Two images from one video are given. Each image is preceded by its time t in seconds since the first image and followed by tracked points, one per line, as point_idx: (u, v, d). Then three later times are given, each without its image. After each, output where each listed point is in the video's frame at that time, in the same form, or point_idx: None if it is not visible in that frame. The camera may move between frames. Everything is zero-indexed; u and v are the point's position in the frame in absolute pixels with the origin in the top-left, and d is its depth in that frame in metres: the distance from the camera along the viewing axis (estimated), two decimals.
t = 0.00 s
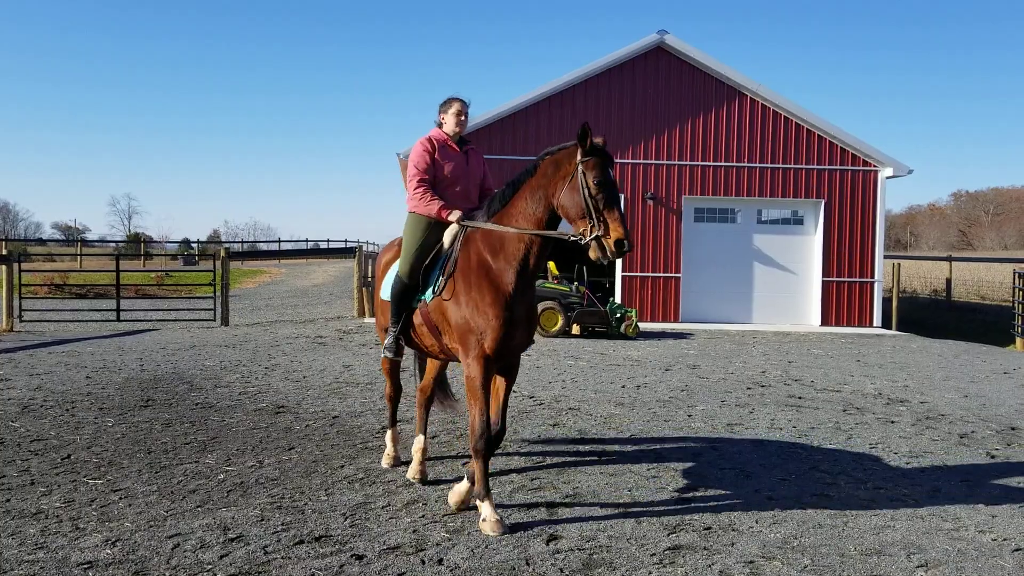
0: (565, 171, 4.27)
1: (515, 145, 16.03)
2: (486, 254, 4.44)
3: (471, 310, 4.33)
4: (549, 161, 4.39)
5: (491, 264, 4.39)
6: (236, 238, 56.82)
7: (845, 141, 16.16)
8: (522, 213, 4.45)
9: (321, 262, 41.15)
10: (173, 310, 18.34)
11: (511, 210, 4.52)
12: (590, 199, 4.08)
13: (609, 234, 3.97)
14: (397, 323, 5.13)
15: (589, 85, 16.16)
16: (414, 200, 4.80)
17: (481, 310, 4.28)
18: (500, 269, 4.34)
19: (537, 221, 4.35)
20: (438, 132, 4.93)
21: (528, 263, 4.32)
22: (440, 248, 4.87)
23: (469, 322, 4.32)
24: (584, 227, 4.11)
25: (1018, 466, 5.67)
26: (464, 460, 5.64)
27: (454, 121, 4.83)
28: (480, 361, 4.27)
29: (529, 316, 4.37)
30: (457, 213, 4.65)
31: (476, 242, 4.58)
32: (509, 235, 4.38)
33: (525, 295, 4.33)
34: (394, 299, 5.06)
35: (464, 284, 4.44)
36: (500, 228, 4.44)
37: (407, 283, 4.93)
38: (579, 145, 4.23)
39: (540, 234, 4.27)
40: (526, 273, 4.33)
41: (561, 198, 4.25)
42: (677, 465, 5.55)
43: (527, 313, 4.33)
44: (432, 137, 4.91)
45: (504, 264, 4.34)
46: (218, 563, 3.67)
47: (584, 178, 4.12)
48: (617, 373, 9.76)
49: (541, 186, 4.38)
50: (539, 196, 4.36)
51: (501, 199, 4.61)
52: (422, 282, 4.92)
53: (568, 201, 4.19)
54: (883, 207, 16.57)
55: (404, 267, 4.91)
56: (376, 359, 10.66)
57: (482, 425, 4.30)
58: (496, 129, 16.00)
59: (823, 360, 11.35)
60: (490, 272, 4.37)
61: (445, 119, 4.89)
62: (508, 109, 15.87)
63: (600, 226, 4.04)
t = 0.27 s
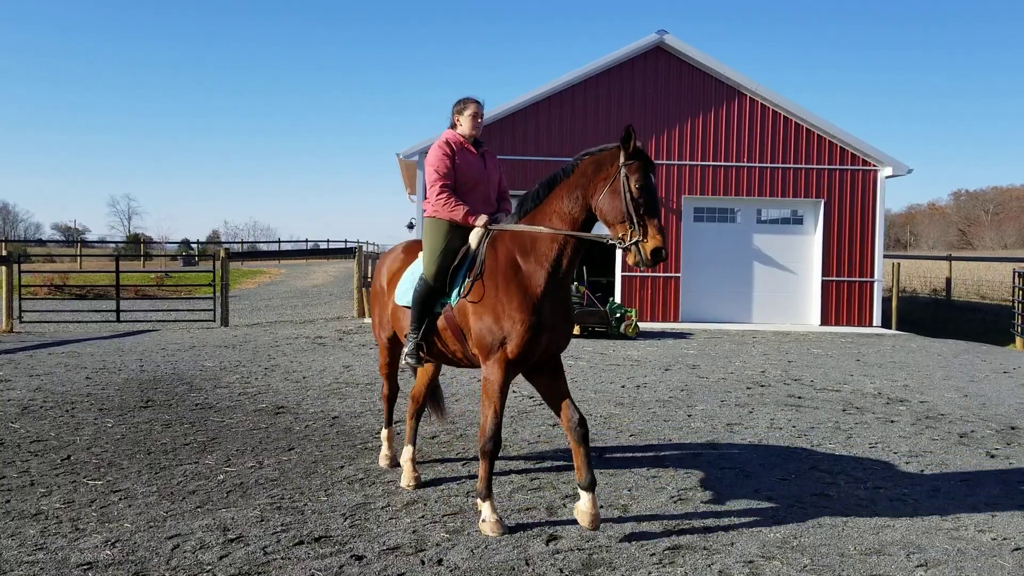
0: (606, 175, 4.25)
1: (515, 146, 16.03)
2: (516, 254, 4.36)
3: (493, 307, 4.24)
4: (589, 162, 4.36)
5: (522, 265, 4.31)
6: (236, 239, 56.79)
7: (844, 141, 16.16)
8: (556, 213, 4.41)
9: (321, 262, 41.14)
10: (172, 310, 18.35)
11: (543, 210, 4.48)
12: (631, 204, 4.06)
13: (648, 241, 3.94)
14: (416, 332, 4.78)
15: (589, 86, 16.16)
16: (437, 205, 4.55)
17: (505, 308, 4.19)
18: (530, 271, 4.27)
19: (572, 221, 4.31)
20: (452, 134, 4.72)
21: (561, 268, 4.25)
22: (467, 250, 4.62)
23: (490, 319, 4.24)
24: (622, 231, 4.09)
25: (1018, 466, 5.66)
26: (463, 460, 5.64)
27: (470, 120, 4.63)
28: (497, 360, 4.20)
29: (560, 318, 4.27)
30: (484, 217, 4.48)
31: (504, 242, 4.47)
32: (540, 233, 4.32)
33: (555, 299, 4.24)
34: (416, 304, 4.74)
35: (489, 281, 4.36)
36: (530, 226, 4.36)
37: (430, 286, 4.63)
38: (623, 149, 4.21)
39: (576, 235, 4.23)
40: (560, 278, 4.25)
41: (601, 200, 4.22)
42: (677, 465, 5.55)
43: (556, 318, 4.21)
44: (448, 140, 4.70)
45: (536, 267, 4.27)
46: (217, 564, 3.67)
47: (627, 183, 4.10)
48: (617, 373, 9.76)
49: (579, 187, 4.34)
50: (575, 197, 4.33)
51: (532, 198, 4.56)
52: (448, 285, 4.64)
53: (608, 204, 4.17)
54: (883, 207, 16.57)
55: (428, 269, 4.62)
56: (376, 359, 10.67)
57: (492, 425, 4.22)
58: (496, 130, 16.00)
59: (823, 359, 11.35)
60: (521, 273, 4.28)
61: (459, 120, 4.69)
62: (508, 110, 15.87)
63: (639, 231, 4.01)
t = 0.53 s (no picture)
0: (642, 170, 4.09)
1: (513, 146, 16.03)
2: (550, 257, 4.24)
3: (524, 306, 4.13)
4: (622, 158, 4.20)
5: (555, 268, 4.20)
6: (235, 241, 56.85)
7: (843, 140, 16.15)
8: (592, 212, 4.23)
9: (321, 263, 41.16)
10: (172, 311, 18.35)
11: (577, 210, 4.31)
12: (673, 198, 3.93)
13: (695, 235, 3.83)
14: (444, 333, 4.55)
15: (588, 85, 16.16)
16: (465, 201, 4.42)
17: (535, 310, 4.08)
18: (564, 274, 4.16)
19: (609, 221, 4.14)
20: (473, 129, 4.60)
21: (600, 272, 4.13)
22: (499, 248, 4.47)
23: (518, 319, 4.13)
24: (666, 228, 3.96)
25: (1018, 465, 5.66)
26: (464, 460, 5.65)
27: (493, 113, 4.53)
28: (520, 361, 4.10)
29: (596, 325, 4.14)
30: (516, 213, 4.37)
31: (538, 245, 4.33)
32: (579, 238, 4.17)
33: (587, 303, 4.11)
34: (444, 305, 4.51)
35: (522, 280, 4.23)
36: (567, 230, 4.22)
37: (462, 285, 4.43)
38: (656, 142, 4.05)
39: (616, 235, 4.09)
40: (597, 283, 4.14)
41: (639, 198, 4.07)
42: (677, 465, 5.55)
43: (590, 323, 4.10)
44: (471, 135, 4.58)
45: (573, 271, 4.14)
46: (218, 564, 3.67)
47: (665, 177, 3.96)
48: (617, 373, 9.78)
49: (612, 185, 4.18)
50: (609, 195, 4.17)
51: (564, 200, 4.38)
52: (480, 283, 4.44)
53: (648, 201, 4.02)
54: (882, 206, 16.57)
55: (460, 267, 4.43)
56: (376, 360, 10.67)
57: (506, 426, 4.16)
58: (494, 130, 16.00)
59: (822, 359, 11.35)
60: (553, 276, 4.18)
61: (483, 114, 4.58)
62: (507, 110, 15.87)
63: (683, 225, 3.90)
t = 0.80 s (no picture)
0: (690, 175, 4.04)
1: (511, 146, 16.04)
2: (594, 260, 4.10)
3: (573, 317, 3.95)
4: (670, 161, 4.13)
5: (601, 271, 4.06)
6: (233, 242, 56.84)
7: (840, 140, 16.16)
8: (634, 215, 4.16)
9: (319, 264, 41.16)
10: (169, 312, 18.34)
11: (619, 213, 4.24)
12: (722, 205, 3.91)
13: (742, 242, 3.82)
14: (478, 340, 4.31)
15: (585, 86, 16.16)
16: (500, 205, 4.26)
17: (590, 317, 3.90)
18: (611, 276, 4.03)
19: (652, 224, 4.08)
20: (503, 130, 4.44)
21: (645, 272, 4.03)
22: (534, 252, 4.29)
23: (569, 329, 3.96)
24: (710, 234, 3.93)
25: (1016, 464, 5.67)
26: (462, 461, 5.66)
27: (524, 112, 4.37)
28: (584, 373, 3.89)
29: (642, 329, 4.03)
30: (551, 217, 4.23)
31: (577, 247, 4.20)
32: (622, 239, 4.08)
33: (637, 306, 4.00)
34: (479, 311, 4.26)
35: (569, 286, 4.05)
36: (608, 232, 4.13)
37: (500, 291, 4.20)
38: (706, 147, 4.01)
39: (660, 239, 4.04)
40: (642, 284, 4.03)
41: (686, 203, 4.02)
42: (674, 465, 5.56)
43: (639, 326, 3.99)
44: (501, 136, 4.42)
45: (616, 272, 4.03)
46: (215, 567, 3.68)
47: (714, 183, 3.94)
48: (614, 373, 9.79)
49: (656, 188, 4.12)
50: (654, 198, 4.11)
51: (604, 202, 4.31)
52: (518, 289, 4.24)
53: (695, 207, 3.98)
54: (879, 206, 16.58)
55: (499, 272, 4.21)
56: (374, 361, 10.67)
57: (597, 438, 3.84)
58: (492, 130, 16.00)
59: (820, 359, 11.36)
60: (601, 279, 4.03)
61: (512, 114, 4.43)
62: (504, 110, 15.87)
63: (730, 232, 3.88)
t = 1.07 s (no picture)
0: (742, 174, 4.10)
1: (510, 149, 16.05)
2: (646, 262, 4.09)
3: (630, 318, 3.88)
4: (719, 160, 4.16)
5: (654, 273, 4.05)
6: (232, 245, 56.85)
7: (838, 142, 16.14)
8: (683, 212, 4.18)
9: (318, 267, 41.15)
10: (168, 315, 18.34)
11: (666, 210, 4.24)
12: (773, 206, 4.02)
13: (793, 244, 3.97)
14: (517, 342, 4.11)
15: (584, 89, 16.17)
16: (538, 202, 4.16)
17: (649, 319, 3.85)
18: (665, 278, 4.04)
19: (702, 222, 4.12)
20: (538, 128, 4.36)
21: (696, 272, 4.06)
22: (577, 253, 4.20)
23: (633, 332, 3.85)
24: (763, 234, 4.05)
25: (1015, 467, 5.67)
26: (461, 464, 5.65)
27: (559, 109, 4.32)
28: (663, 376, 3.78)
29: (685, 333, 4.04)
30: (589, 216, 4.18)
31: (625, 248, 4.17)
32: (673, 238, 4.09)
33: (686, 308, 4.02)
34: (518, 311, 4.08)
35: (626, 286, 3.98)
36: (659, 232, 4.12)
37: (543, 290, 4.04)
38: (756, 145, 4.08)
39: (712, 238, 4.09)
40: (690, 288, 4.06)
41: (738, 202, 4.09)
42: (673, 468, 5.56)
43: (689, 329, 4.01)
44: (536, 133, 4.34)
45: (664, 277, 4.05)
46: (213, 570, 3.67)
47: (766, 183, 4.03)
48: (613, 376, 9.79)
49: (706, 186, 4.16)
50: (702, 197, 4.14)
51: (649, 199, 4.30)
52: (564, 289, 4.09)
53: (749, 207, 4.06)
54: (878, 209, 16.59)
55: (544, 269, 4.05)
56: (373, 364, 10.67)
57: (692, 447, 3.70)
58: (491, 133, 16.02)
59: (818, 361, 11.36)
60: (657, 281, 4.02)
61: (547, 111, 4.36)
62: (503, 114, 15.89)
63: (781, 234, 4.02)
